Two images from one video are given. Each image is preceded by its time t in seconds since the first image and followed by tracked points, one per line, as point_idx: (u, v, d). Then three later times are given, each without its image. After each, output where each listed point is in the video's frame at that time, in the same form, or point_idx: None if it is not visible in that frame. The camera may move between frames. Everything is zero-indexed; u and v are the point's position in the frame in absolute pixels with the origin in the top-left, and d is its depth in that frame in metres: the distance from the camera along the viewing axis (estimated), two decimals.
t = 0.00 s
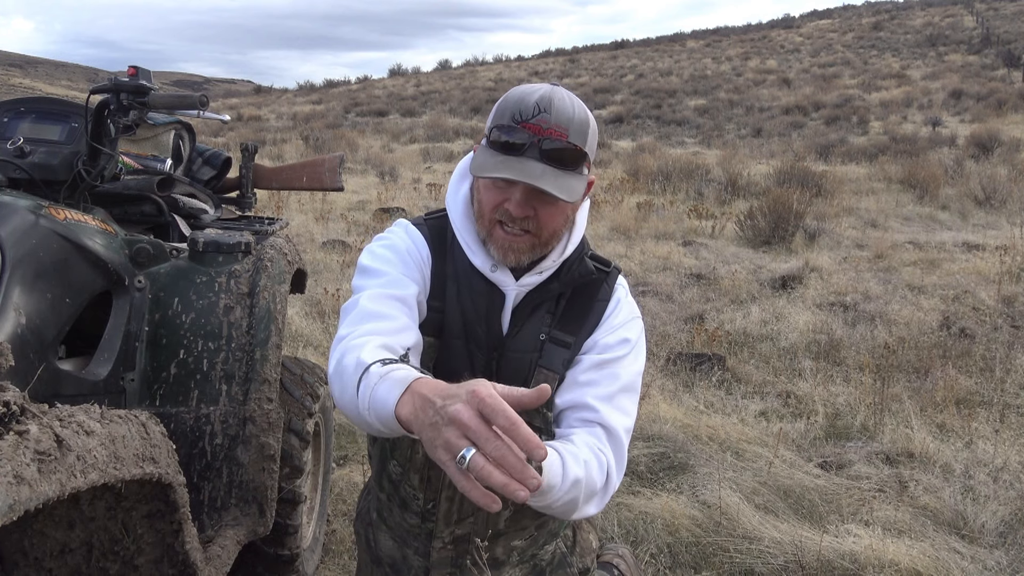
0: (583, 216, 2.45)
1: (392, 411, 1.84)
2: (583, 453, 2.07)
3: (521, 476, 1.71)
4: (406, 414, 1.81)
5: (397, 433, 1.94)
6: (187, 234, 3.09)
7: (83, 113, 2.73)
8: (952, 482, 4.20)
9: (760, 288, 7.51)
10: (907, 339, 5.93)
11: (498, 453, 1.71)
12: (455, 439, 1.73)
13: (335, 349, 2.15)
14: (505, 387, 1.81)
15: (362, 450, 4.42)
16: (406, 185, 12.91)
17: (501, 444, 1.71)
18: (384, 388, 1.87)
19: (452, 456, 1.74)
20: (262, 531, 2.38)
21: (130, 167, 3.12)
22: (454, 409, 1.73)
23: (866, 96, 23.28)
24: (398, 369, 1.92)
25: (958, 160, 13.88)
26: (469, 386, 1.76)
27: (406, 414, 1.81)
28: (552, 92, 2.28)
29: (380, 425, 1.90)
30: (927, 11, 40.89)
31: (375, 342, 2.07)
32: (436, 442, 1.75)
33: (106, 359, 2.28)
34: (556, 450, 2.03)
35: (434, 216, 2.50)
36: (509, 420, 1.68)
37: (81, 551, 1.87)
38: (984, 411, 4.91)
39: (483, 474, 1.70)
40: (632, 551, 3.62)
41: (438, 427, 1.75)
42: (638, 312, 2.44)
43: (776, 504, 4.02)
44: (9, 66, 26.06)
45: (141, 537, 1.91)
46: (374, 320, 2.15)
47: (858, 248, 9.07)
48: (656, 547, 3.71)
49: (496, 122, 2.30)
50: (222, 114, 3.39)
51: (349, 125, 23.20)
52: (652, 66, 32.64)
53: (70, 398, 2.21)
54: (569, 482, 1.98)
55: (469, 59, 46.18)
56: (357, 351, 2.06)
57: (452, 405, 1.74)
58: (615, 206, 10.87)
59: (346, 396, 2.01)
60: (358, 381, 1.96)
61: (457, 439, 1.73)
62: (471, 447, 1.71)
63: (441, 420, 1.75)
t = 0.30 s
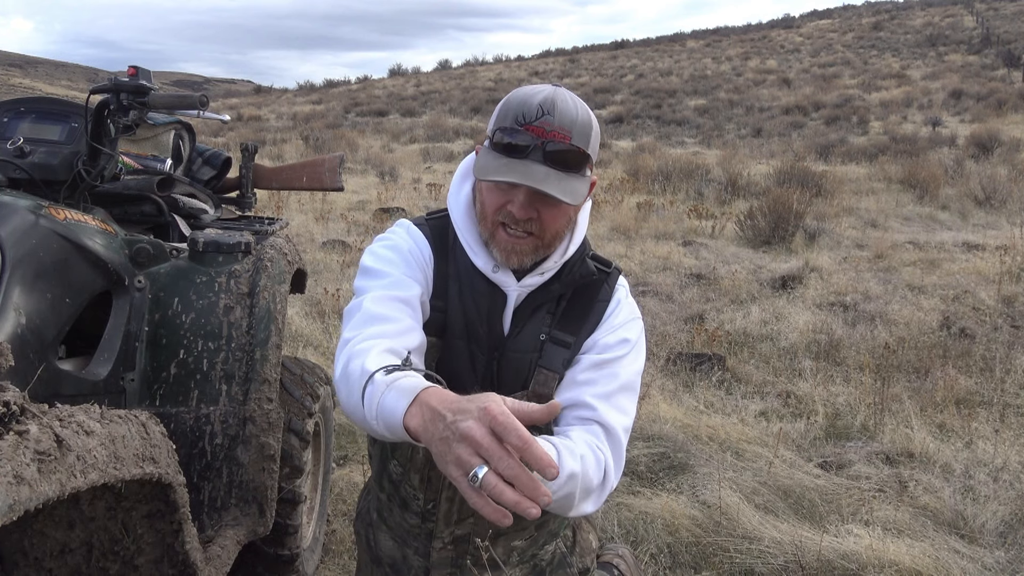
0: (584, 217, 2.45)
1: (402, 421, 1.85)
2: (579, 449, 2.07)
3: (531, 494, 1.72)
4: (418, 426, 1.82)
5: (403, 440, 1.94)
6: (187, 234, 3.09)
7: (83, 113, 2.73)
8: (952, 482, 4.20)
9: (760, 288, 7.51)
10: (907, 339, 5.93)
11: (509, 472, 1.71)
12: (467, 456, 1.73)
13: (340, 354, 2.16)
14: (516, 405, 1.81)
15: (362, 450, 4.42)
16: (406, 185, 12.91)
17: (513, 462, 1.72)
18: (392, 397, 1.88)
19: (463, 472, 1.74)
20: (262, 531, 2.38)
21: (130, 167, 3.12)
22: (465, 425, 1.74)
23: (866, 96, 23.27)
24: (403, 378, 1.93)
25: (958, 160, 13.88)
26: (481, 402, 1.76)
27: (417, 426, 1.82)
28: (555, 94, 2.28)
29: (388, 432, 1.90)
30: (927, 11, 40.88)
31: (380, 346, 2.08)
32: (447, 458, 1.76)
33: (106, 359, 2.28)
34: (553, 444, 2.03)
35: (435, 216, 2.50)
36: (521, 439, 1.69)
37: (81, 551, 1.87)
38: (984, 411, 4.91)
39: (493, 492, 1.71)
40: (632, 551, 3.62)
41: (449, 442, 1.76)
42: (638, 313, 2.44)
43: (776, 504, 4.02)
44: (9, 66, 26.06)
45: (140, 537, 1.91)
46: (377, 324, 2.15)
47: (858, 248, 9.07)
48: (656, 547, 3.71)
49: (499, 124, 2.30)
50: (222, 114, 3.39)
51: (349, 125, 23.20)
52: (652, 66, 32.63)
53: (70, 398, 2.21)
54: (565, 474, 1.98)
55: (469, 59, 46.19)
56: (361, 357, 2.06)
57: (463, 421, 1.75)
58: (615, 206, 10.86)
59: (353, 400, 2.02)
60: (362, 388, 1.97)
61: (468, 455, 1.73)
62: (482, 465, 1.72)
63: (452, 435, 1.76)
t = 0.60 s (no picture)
0: (582, 216, 2.45)
1: (395, 417, 1.85)
2: (596, 462, 2.11)
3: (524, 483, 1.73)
4: (411, 420, 1.82)
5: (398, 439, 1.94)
6: (187, 234, 3.09)
7: (83, 113, 2.74)
8: (952, 482, 4.20)
9: (760, 288, 7.51)
10: (907, 339, 5.93)
11: (501, 462, 1.72)
12: (459, 448, 1.74)
13: (337, 352, 2.16)
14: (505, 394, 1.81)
15: (362, 450, 4.42)
16: (406, 185, 12.91)
17: (505, 453, 1.72)
18: (386, 394, 1.88)
19: (456, 465, 1.74)
20: (262, 531, 2.38)
21: (130, 167, 3.12)
22: (457, 417, 1.74)
23: (866, 96, 23.27)
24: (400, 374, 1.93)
25: (958, 160, 13.88)
26: (472, 394, 1.76)
27: (410, 420, 1.82)
28: (553, 94, 2.28)
29: (382, 429, 1.90)
30: (927, 11, 40.87)
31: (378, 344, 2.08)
32: (439, 451, 1.76)
33: (106, 359, 2.28)
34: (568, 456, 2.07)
35: (433, 215, 2.50)
36: (512, 430, 1.69)
37: (81, 551, 1.87)
38: (984, 411, 4.91)
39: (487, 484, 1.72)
40: (632, 551, 3.62)
41: (442, 434, 1.76)
42: (638, 313, 2.44)
43: (776, 504, 4.02)
44: (10, 66, 26.05)
45: (141, 537, 1.91)
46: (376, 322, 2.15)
47: (858, 248, 9.07)
48: (656, 547, 3.71)
49: (497, 126, 2.30)
50: (222, 114, 3.39)
51: (349, 125, 23.20)
52: (652, 66, 32.63)
53: (71, 398, 2.21)
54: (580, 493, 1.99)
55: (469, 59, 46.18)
56: (359, 354, 2.06)
57: (454, 413, 1.75)
58: (615, 206, 10.86)
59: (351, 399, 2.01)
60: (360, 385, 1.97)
61: (461, 448, 1.73)
62: (475, 457, 1.72)
63: (444, 428, 1.76)
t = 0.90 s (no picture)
0: (584, 219, 2.44)
1: (388, 433, 1.86)
2: (584, 471, 2.10)
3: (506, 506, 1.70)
4: (400, 439, 1.83)
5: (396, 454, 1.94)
6: (187, 234, 3.09)
7: (83, 113, 2.74)
8: (952, 482, 4.20)
9: (760, 288, 7.51)
10: (907, 339, 5.93)
11: (480, 486, 1.69)
12: (439, 472, 1.72)
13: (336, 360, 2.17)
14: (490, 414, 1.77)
15: (363, 450, 4.42)
16: (406, 185, 12.91)
17: (483, 477, 1.69)
18: (380, 409, 1.89)
19: (437, 488, 1.73)
20: (262, 531, 2.38)
21: (130, 167, 3.12)
22: (436, 442, 1.72)
23: (866, 96, 23.27)
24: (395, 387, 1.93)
25: (958, 160, 13.87)
26: (450, 415, 1.73)
27: (399, 438, 1.83)
28: (555, 99, 2.27)
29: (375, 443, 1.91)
30: (927, 11, 40.87)
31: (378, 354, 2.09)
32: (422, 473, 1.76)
33: (106, 359, 2.28)
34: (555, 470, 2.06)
35: (434, 216, 2.50)
36: (487, 455, 1.66)
37: (81, 551, 1.88)
38: (984, 411, 4.91)
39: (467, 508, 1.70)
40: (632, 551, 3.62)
41: (424, 457, 1.75)
42: (639, 316, 2.44)
43: (776, 504, 4.02)
44: (10, 66, 26.05)
45: (141, 537, 1.90)
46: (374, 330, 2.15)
47: (858, 248, 9.07)
48: (656, 547, 3.71)
49: (498, 131, 2.30)
50: (222, 114, 3.39)
51: (349, 125, 23.19)
52: (652, 66, 32.63)
53: (71, 398, 2.21)
54: (565, 506, 1.97)
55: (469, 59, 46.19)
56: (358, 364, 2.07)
57: (434, 437, 1.73)
58: (615, 206, 10.86)
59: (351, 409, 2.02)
60: (358, 396, 1.98)
61: (441, 472, 1.71)
62: (454, 481, 1.70)
63: (425, 451, 1.75)
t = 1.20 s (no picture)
0: (584, 218, 2.45)
1: (410, 458, 1.87)
2: (578, 464, 2.09)
3: (535, 531, 1.74)
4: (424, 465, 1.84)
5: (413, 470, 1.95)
6: (187, 234, 3.09)
7: (83, 113, 2.74)
8: (952, 482, 4.20)
9: (760, 288, 7.51)
10: (907, 339, 5.93)
11: (510, 514, 1.72)
12: (468, 501, 1.74)
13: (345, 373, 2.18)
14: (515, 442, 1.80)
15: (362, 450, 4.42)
16: (406, 185, 12.91)
17: (512, 505, 1.71)
18: (396, 430, 1.90)
19: (467, 516, 1.76)
20: (262, 531, 2.38)
21: (130, 167, 3.12)
22: (462, 473, 1.73)
23: (866, 96, 23.27)
24: (409, 408, 1.94)
25: (958, 160, 13.87)
26: (474, 446, 1.75)
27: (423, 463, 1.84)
28: (552, 99, 2.27)
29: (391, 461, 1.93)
30: (927, 11, 40.87)
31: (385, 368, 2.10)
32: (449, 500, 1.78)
33: (106, 359, 2.28)
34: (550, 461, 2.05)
35: (433, 216, 2.50)
36: (516, 485, 1.70)
37: (81, 551, 1.88)
38: (984, 411, 4.91)
39: (498, 535, 1.72)
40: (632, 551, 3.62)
41: (450, 486, 1.76)
42: (638, 314, 2.44)
43: (776, 504, 4.02)
44: (10, 66, 26.04)
45: (141, 537, 1.91)
46: (380, 342, 2.15)
47: (858, 248, 9.07)
48: (656, 547, 3.71)
49: (495, 132, 2.30)
50: (222, 114, 3.39)
51: (349, 125, 23.20)
52: (652, 66, 32.63)
53: (71, 398, 2.21)
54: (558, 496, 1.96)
55: (469, 59, 46.19)
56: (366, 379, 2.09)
57: (459, 468, 1.74)
58: (615, 206, 10.86)
59: (361, 425, 2.04)
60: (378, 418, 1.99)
61: (469, 502, 1.73)
62: (484, 510, 1.73)
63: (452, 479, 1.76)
